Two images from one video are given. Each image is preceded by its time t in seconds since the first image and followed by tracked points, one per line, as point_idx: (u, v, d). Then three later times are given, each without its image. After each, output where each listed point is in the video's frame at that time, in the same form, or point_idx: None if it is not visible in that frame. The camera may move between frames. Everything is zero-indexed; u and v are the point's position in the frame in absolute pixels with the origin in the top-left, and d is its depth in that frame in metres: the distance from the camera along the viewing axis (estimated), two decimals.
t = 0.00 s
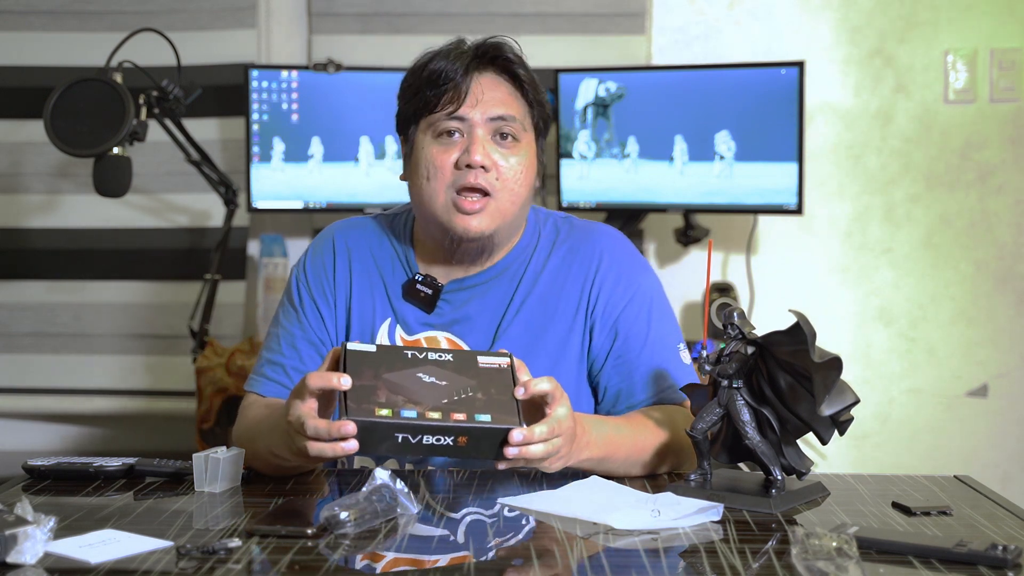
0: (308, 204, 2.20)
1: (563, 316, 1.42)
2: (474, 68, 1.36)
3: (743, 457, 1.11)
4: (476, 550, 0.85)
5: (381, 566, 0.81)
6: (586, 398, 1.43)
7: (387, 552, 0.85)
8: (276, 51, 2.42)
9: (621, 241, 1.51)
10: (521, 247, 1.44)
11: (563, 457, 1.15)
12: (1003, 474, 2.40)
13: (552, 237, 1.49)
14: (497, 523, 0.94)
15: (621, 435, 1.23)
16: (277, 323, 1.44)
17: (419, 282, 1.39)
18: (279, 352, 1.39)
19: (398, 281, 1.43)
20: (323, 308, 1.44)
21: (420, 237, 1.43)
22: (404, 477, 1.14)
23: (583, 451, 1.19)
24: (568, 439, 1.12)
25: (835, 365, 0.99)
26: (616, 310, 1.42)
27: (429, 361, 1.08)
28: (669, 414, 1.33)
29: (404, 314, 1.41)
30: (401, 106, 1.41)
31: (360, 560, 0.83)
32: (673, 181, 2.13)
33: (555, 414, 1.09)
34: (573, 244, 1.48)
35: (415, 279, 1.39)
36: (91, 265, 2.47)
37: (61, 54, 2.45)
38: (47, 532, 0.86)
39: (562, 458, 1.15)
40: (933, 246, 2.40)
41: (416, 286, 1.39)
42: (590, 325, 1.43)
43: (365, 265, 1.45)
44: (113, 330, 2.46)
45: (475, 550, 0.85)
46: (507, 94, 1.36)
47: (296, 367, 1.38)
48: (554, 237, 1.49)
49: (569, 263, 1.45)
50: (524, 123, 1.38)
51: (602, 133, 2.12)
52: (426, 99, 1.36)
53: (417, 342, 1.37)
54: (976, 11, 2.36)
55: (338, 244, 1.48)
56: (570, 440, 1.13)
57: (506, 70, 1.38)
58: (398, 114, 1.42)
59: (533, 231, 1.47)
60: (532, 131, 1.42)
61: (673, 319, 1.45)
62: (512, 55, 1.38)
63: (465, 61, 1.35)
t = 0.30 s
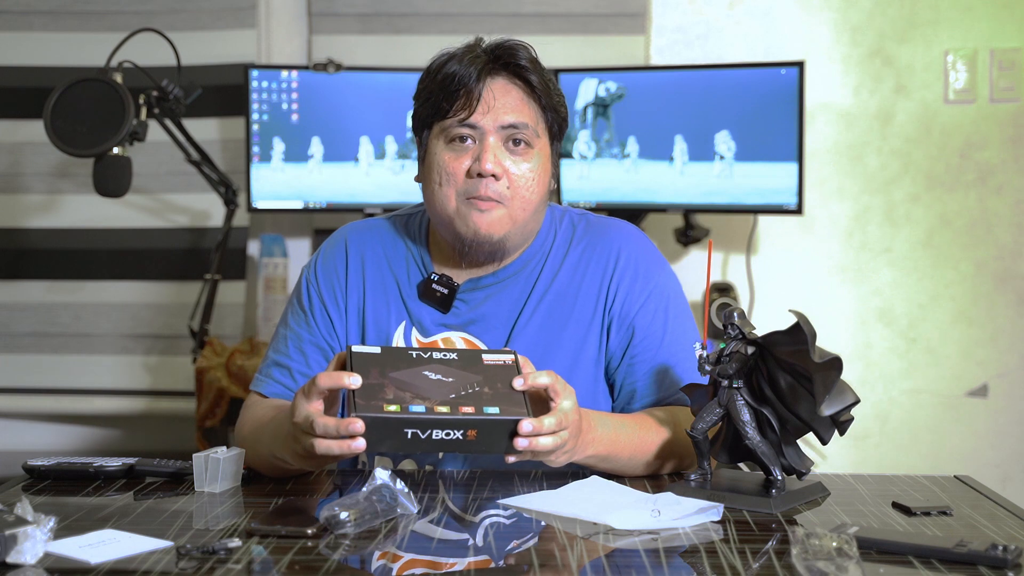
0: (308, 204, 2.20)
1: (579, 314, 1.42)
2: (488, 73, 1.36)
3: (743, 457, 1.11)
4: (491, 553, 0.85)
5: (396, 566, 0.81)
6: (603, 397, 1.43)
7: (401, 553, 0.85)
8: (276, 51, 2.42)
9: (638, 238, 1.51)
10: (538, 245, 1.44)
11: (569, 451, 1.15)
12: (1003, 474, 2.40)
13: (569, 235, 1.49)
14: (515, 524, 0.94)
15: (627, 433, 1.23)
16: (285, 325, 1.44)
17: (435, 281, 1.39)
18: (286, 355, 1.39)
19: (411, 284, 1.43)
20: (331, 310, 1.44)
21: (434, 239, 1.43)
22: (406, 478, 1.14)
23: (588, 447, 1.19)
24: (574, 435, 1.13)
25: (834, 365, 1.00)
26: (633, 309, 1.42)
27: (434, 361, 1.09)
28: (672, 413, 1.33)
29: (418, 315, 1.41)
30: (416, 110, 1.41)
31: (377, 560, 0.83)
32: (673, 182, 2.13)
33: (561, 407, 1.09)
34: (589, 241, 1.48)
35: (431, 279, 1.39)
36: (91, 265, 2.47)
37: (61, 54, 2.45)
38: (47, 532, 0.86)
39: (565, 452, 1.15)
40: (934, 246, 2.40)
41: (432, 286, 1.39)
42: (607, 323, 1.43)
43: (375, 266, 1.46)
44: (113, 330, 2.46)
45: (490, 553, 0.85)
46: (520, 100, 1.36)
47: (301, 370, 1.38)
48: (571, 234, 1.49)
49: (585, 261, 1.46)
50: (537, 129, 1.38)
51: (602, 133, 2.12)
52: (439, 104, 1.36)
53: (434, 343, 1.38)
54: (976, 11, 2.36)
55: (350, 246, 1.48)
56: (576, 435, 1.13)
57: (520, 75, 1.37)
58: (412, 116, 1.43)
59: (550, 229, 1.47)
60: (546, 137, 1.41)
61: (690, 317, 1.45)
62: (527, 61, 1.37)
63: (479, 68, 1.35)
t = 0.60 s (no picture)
0: (308, 204, 2.20)
1: (576, 313, 1.42)
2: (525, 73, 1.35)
3: (743, 457, 1.11)
4: (491, 553, 0.85)
5: (395, 568, 0.81)
6: (599, 396, 1.42)
7: (399, 555, 0.84)
8: (276, 51, 2.42)
9: (634, 238, 1.51)
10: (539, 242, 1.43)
11: (569, 451, 1.15)
12: (1003, 474, 2.40)
13: (566, 234, 1.49)
14: (515, 525, 0.94)
15: (626, 432, 1.23)
16: (282, 324, 1.44)
17: (435, 277, 1.38)
18: (283, 354, 1.39)
19: (408, 280, 1.43)
20: (327, 309, 1.44)
21: (443, 231, 1.42)
22: (406, 478, 1.14)
23: (587, 447, 1.19)
24: (574, 435, 1.13)
25: (834, 365, 1.00)
26: (629, 308, 1.42)
27: (434, 360, 1.09)
28: (672, 414, 1.33)
29: (415, 311, 1.40)
30: (438, 101, 1.37)
31: (375, 562, 0.82)
32: (673, 182, 2.13)
33: (561, 410, 1.09)
34: (587, 240, 1.48)
35: (430, 275, 1.38)
36: (91, 265, 2.47)
37: (61, 54, 2.45)
38: (47, 532, 0.86)
39: (564, 454, 1.15)
40: (934, 246, 2.40)
41: (432, 282, 1.38)
42: (603, 322, 1.43)
43: (371, 264, 1.45)
44: (113, 330, 2.46)
45: (489, 554, 0.85)
46: (554, 101, 1.37)
47: (299, 369, 1.38)
48: (569, 233, 1.49)
49: (582, 260, 1.46)
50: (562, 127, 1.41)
51: (602, 133, 2.13)
52: (479, 102, 1.34)
53: (432, 339, 1.37)
54: (976, 11, 2.36)
55: (345, 245, 1.48)
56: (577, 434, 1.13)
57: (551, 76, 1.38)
58: (431, 106, 1.39)
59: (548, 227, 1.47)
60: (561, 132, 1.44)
61: (685, 317, 1.45)
62: (557, 61, 1.39)
63: (519, 67, 1.34)
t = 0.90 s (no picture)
0: (308, 204, 2.20)
1: (572, 314, 1.43)
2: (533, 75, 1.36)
3: (743, 457, 1.11)
4: (489, 553, 0.85)
5: (392, 569, 0.81)
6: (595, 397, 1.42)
7: (396, 556, 0.84)
8: (277, 51, 2.42)
9: (630, 242, 1.52)
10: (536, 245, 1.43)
11: (571, 449, 1.15)
12: (1003, 474, 2.40)
13: (562, 236, 1.50)
14: (514, 525, 0.94)
15: (627, 430, 1.23)
16: (277, 324, 1.44)
17: (433, 275, 1.38)
18: (279, 353, 1.39)
19: (405, 279, 1.43)
20: (324, 308, 1.44)
21: (444, 231, 1.42)
22: (406, 478, 1.14)
23: (590, 446, 1.19)
24: (577, 433, 1.13)
25: (835, 364, 1.00)
26: (624, 309, 1.42)
27: (437, 356, 1.09)
28: (671, 414, 1.33)
29: (412, 309, 1.41)
30: (444, 102, 1.37)
31: (371, 563, 0.82)
32: (673, 181, 2.13)
33: (564, 405, 1.09)
34: (582, 243, 1.49)
35: (427, 272, 1.38)
36: (91, 265, 2.47)
37: (61, 54, 2.45)
38: (47, 531, 0.86)
39: (565, 452, 1.15)
40: (933, 246, 2.40)
41: (429, 279, 1.38)
42: (598, 324, 1.43)
43: (367, 264, 1.45)
44: (113, 330, 2.46)
45: (489, 554, 0.84)
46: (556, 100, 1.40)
47: (295, 368, 1.38)
48: (564, 236, 1.50)
49: (577, 262, 1.46)
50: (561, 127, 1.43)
51: (602, 133, 2.13)
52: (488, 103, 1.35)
53: (428, 337, 1.38)
54: (977, 11, 2.36)
55: (342, 244, 1.48)
56: (580, 431, 1.14)
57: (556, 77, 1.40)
58: (436, 106, 1.38)
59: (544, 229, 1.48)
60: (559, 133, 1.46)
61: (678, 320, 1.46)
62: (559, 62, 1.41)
63: (527, 68, 1.35)
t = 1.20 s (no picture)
0: (308, 204, 2.20)
1: (571, 313, 1.42)
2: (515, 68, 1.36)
3: (743, 457, 1.11)
4: (488, 553, 0.85)
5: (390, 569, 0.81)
6: (594, 395, 1.42)
7: (395, 556, 0.84)
8: (276, 51, 2.42)
9: (629, 240, 1.52)
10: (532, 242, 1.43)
11: (572, 452, 1.16)
12: (1003, 474, 2.40)
13: (561, 233, 1.50)
14: (515, 525, 0.94)
15: (626, 431, 1.23)
16: (278, 324, 1.44)
17: (430, 275, 1.38)
18: (279, 352, 1.39)
19: (404, 278, 1.43)
20: (324, 307, 1.44)
21: (440, 232, 1.42)
22: (406, 478, 1.14)
23: (590, 448, 1.19)
24: (577, 436, 1.13)
25: (835, 365, 0.99)
26: (624, 308, 1.42)
27: (436, 360, 1.08)
28: (671, 414, 1.33)
29: (411, 309, 1.41)
30: (428, 102, 1.38)
31: (370, 563, 0.82)
32: (673, 181, 2.13)
33: (563, 412, 1.09)
34: (580, 242, 1.48)
35: (425, 272, 1.38)
36: (91, 265, 2.47)
37: (61, 54, 2.45)
38: (47, 532, 0.86)
39: (566, 456, 1.15)
40: (933, 246, 2.40)
41: (427, 278, 1.38)
42: (598, 323, 1.43)
43: (367, 263, 1.45)
44: (113, 330, 2.46)
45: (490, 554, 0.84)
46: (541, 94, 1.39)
47: (295, 367, 1.38)
48: (564, 233, 1.50)
49: (576, 261, 1.46)
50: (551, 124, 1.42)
51: (602, 133, 2.13)
52: (470, 98, 1.34)
53: (426, 338, 1.38)
54: (977, 11, 2.36)
55: (341, 244, 1.48)
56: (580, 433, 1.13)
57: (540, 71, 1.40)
58: (422, 106, 1.39)
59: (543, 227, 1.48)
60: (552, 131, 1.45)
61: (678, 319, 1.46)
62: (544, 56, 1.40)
63: (508, 61, 1.35)
